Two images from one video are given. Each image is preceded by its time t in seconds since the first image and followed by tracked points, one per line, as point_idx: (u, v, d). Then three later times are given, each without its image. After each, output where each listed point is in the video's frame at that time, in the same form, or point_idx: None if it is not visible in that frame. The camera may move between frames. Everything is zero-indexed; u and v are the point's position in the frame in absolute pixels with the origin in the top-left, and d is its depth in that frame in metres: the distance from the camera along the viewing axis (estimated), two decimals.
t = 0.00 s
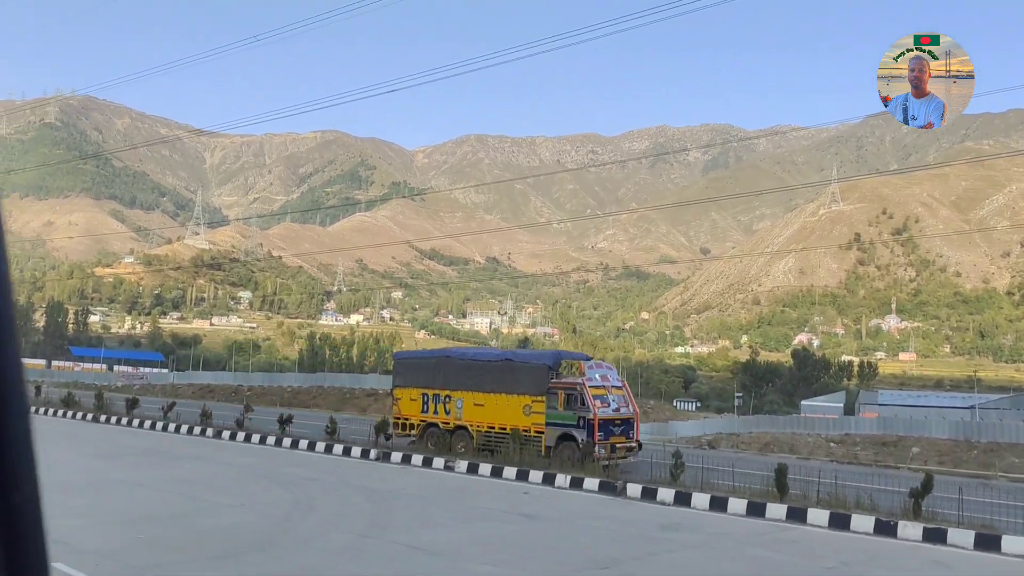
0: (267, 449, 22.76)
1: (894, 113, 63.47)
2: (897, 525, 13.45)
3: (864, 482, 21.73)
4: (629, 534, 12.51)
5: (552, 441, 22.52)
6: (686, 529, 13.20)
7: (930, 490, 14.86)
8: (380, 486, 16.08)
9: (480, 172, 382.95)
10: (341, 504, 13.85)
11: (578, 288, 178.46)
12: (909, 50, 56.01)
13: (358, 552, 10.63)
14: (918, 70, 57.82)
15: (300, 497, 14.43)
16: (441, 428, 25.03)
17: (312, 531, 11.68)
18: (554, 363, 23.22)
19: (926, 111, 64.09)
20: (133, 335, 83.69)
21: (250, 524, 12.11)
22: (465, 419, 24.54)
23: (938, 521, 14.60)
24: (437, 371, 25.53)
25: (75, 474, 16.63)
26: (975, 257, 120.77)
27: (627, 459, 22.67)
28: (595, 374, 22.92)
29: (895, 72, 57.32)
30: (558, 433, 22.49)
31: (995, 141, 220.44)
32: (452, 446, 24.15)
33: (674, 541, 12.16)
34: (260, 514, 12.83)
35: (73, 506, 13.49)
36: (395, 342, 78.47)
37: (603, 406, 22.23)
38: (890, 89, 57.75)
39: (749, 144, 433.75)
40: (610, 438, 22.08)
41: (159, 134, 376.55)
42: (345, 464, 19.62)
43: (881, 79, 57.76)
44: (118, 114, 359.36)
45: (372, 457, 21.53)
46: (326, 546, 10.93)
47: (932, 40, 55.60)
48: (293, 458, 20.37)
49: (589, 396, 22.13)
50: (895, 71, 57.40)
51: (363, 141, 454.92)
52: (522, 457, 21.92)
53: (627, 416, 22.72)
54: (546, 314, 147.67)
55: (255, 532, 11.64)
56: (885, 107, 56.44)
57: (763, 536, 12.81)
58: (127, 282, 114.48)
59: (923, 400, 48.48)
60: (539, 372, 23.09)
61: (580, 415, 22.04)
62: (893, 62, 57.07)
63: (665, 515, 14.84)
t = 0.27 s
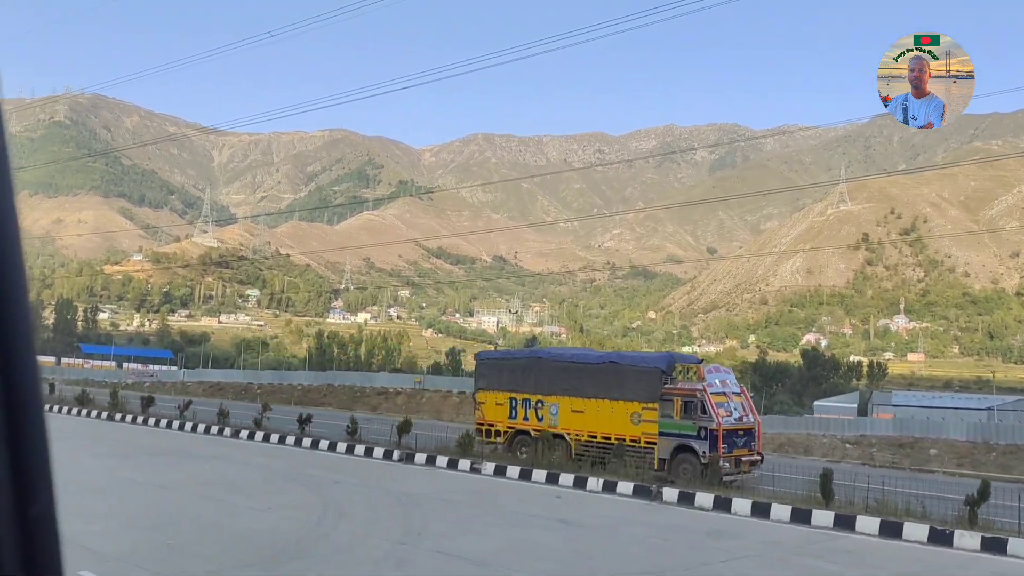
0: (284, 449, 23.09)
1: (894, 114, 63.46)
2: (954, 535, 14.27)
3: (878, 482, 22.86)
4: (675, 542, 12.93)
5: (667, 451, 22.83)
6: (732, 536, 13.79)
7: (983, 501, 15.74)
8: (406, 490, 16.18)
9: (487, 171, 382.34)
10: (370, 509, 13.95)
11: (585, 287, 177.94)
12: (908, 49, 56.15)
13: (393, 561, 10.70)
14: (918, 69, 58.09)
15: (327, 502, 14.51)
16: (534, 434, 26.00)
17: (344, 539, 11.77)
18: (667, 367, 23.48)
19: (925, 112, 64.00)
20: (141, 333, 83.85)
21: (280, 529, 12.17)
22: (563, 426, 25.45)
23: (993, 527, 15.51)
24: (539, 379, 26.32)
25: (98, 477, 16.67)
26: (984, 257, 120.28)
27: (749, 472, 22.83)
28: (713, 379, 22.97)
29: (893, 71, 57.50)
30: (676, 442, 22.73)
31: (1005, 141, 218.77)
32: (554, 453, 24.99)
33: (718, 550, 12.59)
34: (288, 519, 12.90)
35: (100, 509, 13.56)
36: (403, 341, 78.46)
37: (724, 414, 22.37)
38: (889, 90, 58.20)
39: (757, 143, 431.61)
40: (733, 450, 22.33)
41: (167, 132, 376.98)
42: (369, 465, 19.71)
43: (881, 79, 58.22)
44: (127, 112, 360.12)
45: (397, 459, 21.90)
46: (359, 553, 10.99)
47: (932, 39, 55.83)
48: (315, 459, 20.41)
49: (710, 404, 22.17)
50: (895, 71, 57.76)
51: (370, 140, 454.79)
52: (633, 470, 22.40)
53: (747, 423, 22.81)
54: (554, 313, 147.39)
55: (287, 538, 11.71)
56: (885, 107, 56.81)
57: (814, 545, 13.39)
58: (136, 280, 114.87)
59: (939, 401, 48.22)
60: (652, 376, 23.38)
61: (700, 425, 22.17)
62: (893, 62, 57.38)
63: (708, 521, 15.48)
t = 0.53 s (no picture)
0: (302, 452, 22.53)
1: (894, 115, 62.08)
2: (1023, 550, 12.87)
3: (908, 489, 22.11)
4: (721, 552, 12.13)
5: (811, 469, 18.32)
6: (780, 546, 12.84)
7: None
8: (437, 499, 15.39)
9: (491, 171, 382.46)
10: (404, 519, 13.23)
11: (590, 287, 177.69)
12: (910, 48, 55.53)
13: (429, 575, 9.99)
14: (919, 69, 57.34)
15: (358, 511, 13.80)
16: (641, 448, 21.10)
17: (379, 553, 11.04)
18: (806, 371, 18.94)
19: (925, 111, 62.08)
20: (147, 333, 83.92)
21: (312, 542, 11.47)
22: (675, 439, 20.55)
23: None
24: (634, 382, 21.68)
25: (120, 476, 16.02)
26: (991, 258, 119.84)
27: (904, 492, 18.46)
28: (861, 385, 18.47)
29: (893, 71, 56.75)
30: (821, 459, 18.27)
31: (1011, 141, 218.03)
32: (669, 470, 20.34)
33: (769, 559, 11.79)
34: (319, 530, 12.20)
35: (122, 512, 12.88)
36: (409, 341, 78.45)
37: (877, 428, 18.02)
38: (889, 89, 57.35)
39: (762, 143, 431.11)
40: (889, 469, 18.02)
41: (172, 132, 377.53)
42: (395, 470, 18.96)
43: (881, 79, 57.41)
44: (132, 112, 360.53)
45: (419, 463, 21.13)
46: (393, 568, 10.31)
47: (932, 39, 55.22)
48: (340, 464, 19.65)
49: (862, 414, 17.86)
50: (895, 71, 56.96)
51: (375, 141, 455.02)
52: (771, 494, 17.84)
53: (902, 438, 18.39)
54: (559, 313, 147.19)
55: (319, 551, 11.00)
56: (885, 107, 55.70)
57: (868, 557, 12.39)
58: (142, 280, 114.98)
59: (951, 402, 48.21)
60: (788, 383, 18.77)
61: (850, 439, 17.82)
62: (893, 61, 56.63)
63: (751, 528, 14.52)
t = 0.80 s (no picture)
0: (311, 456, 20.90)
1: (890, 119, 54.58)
2: None
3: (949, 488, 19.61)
4: (774, 561, 9.89)
5: (993, 490, 13.01)
6: (837, 558, 10.32)
7: None
8: (471, 503, 13.61)
9: (492, 172, 382.60)
10: (436, 525, 11.37)
11: (592, 288, 177.24)
12: (910, 48, 49.77)
13: None
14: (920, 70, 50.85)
15: (383, 515, 12.07)
16: (774, 464, 15.14)
17: (415, 558, 9.34)
18: (981, 368, 13.78)
19: (926, 112, 53.35)
20: (149, 335, 83.73)
21: (336, 546, 9.78)
22: (819, 455, 14.77)
23: None
24: (732, 389, 16.19)
25: (122, 482, 14.44)
26: (994, 256, 118.93)
27: None
28: None
29: (893, 71, 50.33)
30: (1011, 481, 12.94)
31: (1012, 139, 217.38)
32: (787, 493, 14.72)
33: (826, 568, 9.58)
34: (341, 535, 10.45)
35: (121, 517, 11.28)
36: (413, 343, 78.29)
37: None
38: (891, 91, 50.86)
39: (763, 142, 430.92)
40: None
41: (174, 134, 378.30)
42: (417, 475, 17.28)
43: (881, 80, 50.72)
44: (134, 115, 361.19)
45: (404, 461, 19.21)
46: None
47: (933, 39, 48.53)
48: (355, 469, 17.82)
49: None
50: (896, 71, 50.52)
51: (376, 142, 455.53)
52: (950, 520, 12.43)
53: None
54: (561, 313, 146.77)
55: (346, 556, 9.32)
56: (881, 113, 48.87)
57: (932, 565, 10.02)
58: (143, 282, 114.80)
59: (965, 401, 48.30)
60: (958, 386, 13.58)
61: None
62: (892, 61, 50.31)
63: (794, 536, 11.80)
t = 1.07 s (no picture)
0: (329, 456, 20.78)
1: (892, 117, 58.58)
2: None
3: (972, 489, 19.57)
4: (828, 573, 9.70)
5: None
6: (893, 566, 10.24)
7: None
8: (498, 508, 13.37)
9: (493, 171, 382.56)
10: (473, 532, 11.19)
11: (593, 287, 177.14)
12: (910, 49, 53.15)
13: None
14: (920, 69, 54.27)
15: (415, 522, 11.86)
16: (946, 481, 14.95)
17: (456, 569, 9.15)
18: None
19: (926, 112, 58.58)
20: (151, 336, 83.68)
21: (368, 557, 9.60)
22: (1000, 469, 14.44)
23: None
24: (855, 395, 16.78)
25: (143, 488, 14.26)
26: (996, 254, 119.14)
27: None
28: None
29: (894, 70, 54.23)
30: None
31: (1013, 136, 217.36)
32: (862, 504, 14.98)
33: None
34: (377, 545, 10.27)
35: (146, 526, 11.11)
36: (414, 342, 78.32)
37: None
38: (890, 90, 55.00)
39: (763, 141, 430.73)
40: None
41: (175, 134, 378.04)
42: (439, 478, 17.10)
43: (882, 79, 55.07)
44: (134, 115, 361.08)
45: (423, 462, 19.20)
46: None
47: (933, 39, 52.52)
48: (378, 472, 17.65)
49: None
50: (896, 70, 54.36)
51: (376, 141, 455.21)
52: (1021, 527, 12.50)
53: None
54: (563, 312, 146.79)
55: (384, 567, 9.13)
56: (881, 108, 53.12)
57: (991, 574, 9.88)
58: (145, 283, 114.82)
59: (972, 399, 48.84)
60: None
61: None
62: (893, 61, 54.17)
63: (843, 543, 11.70)
